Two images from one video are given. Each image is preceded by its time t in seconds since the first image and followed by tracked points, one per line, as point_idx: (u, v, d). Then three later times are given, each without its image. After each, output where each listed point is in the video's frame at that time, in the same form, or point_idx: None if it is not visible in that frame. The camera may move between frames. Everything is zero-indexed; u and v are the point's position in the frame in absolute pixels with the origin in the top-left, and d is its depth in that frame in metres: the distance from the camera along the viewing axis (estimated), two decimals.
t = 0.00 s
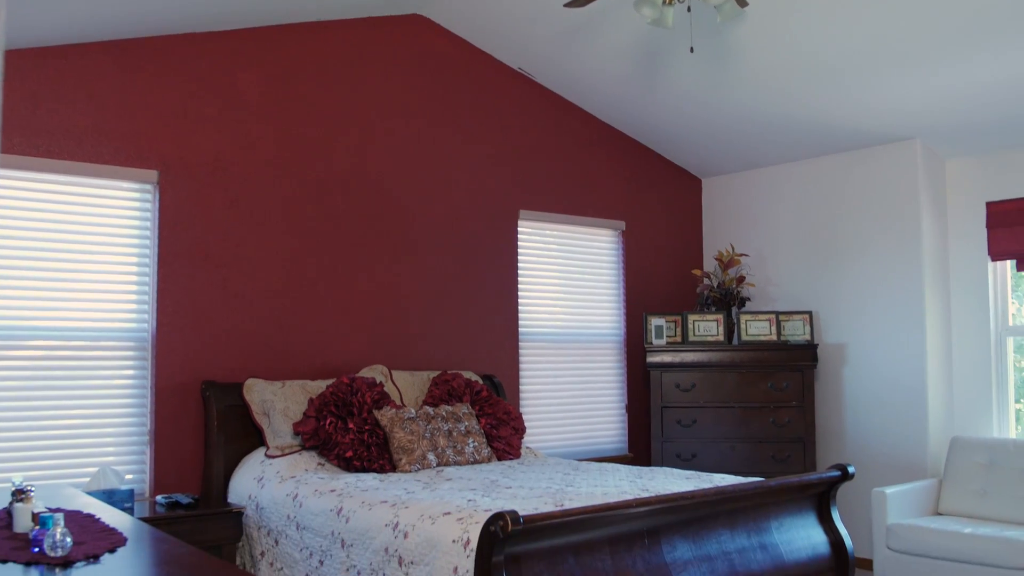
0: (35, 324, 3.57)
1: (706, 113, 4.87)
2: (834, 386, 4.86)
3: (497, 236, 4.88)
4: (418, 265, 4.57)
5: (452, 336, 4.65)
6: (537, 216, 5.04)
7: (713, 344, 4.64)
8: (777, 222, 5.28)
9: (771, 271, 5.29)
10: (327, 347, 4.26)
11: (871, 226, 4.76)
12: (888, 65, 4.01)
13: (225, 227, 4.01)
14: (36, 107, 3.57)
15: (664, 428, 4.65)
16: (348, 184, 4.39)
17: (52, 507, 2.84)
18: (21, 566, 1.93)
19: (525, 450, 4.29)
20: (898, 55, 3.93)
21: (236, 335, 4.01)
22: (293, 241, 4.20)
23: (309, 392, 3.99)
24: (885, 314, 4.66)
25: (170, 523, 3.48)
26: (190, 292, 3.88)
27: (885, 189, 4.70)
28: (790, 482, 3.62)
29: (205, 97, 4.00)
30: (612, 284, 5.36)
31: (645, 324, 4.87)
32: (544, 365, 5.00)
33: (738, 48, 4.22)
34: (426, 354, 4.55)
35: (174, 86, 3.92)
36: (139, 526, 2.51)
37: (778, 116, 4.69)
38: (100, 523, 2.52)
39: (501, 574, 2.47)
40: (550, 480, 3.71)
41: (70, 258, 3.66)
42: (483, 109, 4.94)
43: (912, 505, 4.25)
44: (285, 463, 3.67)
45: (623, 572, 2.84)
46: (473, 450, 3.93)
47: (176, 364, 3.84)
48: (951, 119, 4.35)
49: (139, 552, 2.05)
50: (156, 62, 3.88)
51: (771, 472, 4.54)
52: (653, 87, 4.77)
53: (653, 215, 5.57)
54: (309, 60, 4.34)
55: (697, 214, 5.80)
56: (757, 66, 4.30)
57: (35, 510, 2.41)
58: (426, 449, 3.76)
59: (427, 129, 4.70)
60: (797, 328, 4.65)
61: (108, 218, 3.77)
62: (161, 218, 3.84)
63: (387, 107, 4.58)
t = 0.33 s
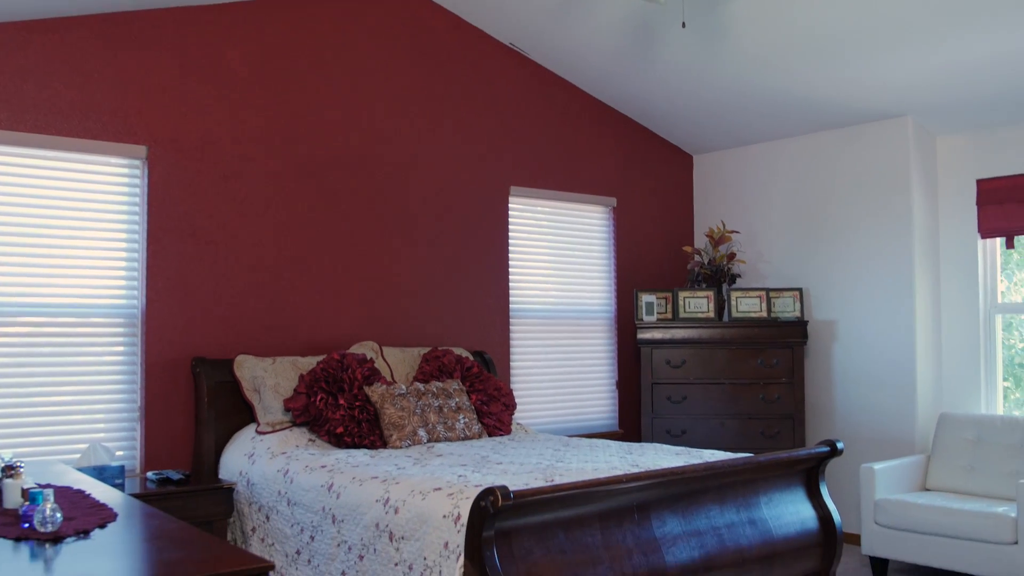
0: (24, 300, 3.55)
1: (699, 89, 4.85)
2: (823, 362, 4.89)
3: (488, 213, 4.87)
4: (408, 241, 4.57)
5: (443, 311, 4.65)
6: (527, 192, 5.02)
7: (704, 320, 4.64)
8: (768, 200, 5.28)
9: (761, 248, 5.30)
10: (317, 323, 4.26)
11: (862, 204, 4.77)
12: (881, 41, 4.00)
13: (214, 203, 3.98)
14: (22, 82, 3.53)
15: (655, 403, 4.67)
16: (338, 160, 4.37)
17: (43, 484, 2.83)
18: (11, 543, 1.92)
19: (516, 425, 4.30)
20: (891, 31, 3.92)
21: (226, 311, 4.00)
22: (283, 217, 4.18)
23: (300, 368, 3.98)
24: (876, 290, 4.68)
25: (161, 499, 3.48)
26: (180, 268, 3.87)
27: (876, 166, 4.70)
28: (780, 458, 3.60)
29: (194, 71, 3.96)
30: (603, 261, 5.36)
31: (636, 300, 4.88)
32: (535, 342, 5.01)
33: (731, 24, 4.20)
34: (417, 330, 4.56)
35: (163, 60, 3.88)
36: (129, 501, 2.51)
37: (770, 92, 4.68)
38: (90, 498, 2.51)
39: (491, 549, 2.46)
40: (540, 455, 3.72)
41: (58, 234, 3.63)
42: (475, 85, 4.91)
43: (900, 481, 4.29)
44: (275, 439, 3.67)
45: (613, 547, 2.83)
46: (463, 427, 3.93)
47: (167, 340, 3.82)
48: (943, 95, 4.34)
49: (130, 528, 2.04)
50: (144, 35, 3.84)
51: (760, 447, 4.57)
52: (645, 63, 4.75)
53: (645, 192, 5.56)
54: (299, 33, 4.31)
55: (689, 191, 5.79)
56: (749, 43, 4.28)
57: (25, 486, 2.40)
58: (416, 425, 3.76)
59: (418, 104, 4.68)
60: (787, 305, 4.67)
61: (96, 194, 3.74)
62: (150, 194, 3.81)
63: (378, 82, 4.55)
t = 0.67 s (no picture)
0: (9, 280, 3.53)
1: (688, 68, 4.84)
2: (810, 342, 4.92)
3: (477, 194, 4.86)
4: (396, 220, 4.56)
5: (431, 291, 4.65)
6: (516, 172, 5.01)
7: (692, 300, 4.65)
8: (757, 180, 5.28)
9: (750, 228, 5.30)
10: (305, 302, 4.25)
11: (851, 184, 4.78)
12: (870, 22, 3.99)
13: (201, 182, 3.96)
14: (5, 60, 3.49)
15: (643, 384, 4.67)
16: (326, 138, 4.35)
17: (30, 463, 2.82)
18: None
19: (504, 404, 4.31)
20: (880, 12, 3.90)
21: (213, 290, 3.98)
22: (270, 195, 4.17)
23: (288, 348, 3.98)
24: (864, 271, 4.70)
25: (150, 479, 3.47)
26: (167, 247, 3.85)
27: (867, 146, 4.71)
28: (766, 437, 3.59)
29: (179, 48, 3.93)
30: (592, 241, 5.36)
31: (624, 280, 4.88)
32: (523, 321, 5.01)
33: (721, 4, 4.18)
34: (405, 309, 4.56)
35: (148, 37, 3.84)
36: (116, 479, 2.50)
37: (760, 71, 4.66)
38: (78, 478, 2.50)
39: (480, 528, 2.46)
40: (529, 434, 3.73)
41: (43, 214, 3.61)
42: (464, 64, 4.88)
43: (887, 460, 4.32)
44: (263, 419, 3.67)
45: (600, 525, 2.83)
46: (452, 406, 3.94)
47: (154, 319, 3.81)
48: (931, 76, 4.34)
49: (117, 505, 2.04)
50: (129, 12, 3.80)
51: (748, 426, 4.60)
52: (634, 42, 4.73)
53: (634, 172, 5.56)
54: (286, 10, 4.27)
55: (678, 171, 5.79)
56: (739, 23, 4.27)
57: (11, 466, 2.39)
58: (405, 405, 3.77)
59: (406, 83, 4.65)
60: (776, 286, 4.68)
61: (82, 173, 3.71)
62: (136, 173, 3.78)
63: (366, 60, 4.52)
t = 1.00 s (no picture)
0: None
1: (675, 48, 4.82)
2: (795, 322, 4.94)
3: (462, 175, 4.85)
4: (381, 200, 4.54)
5: (416, 271, 4.65)
6: (501, 152, 5.00)
7: (676, 280, 4.66)
8: (743, 161, 5.29)
9: (735, 208, 5.31)
10: (289, 281, 4.23)
11: (836, 166, 4.79)
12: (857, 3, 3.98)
13: (184, 162, 3.93)
14: None
15: (628, 364, 4.68)
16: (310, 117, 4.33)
17: (12, 444, 2.80)
18: None
19: (490, 385, 4.32)
20: None
21: (196, 271, 3.96)
22: (254, 174, 4.14)
23: (273, 328, 3.96)
24: (849, 253, 4.72)
25: (134, 460, 3.46)
26: (150, 228, 3.82)
27: (853, 128, 4.72)
28: (750, 416, 3.59)
29: (161, 26, 3.89)
30: (578, 222, 5.36)
31: (609, 261, 4.90)
32: (508, 302, 5.02)
33: None
34: (389, 289, 4.55)
35: (129, 14, 3.80)
36: (98, 460, 2.49)
37: (746, 52, 4.66)
38: (60, 458, 2.48)
39: (464, 507, 2.46)
40: (513, 414, 3.73)
41: (24, 194, 3.57)
42: (450, 43, 4.86)
43: (869, 439, 4.35)
44: (248, 399, 3.66)
45: (584, 504, 2.84)
46: (437, 386, 3.94)
47: (137, 300, 3.79)
48: (917, 58, 4.34)
49: (100, 485, 2.03)
50: None
51: (732, 406, 4.62)
52: (620, 23, 4.71)
53: (619, 153, 5.55)
54: None
55: (664, 152, 5.78)
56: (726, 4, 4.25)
57: None
58: (390, 384, 3.76)
59: (391, 63, 4.63)
60: (760, 267, 4.70)
61: (63, 153, 3.68)
62: (118, 153, 3.75)
63: (350, 38, 4.49)
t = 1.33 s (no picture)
0: None
1: (663, 29, 4.81)
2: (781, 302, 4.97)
3: (449, 156, 4.84)
4: (366, 180, 4.52)
5: (401, 250, 4.64)
6: (488, 132, 4.99)
7: (663, 260, 4.67)
8: (730, 142, 5.29)
9: (721, 189, 5.32)
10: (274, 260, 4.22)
11: (823, 147, 4.80)
12: None
13: (169, 141, 3.90)
14: None
15: (614, 343, 4.69)
16: (296, 95, 4.30)
17: None
18: None
19: (476, 364, 4.33)
20: None
21: (181, 251, 3.94)
22: (240, 153, 4.12)
23: (259, 309, 3.94)
24: (835, 233, 4.74)
25: (120, 441, 3.45)
26: (135, 207, 3.80)
27: (840, 109, 4.72)
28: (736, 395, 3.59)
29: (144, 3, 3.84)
30: (564, 202, 5.36)
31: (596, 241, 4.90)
32: (494, 281, 5.02)
33: None
34: (375, 268, 4.54)
35: None
36: (83, 440, 2.48)
37: (734, 32, 4.65)
38: (44, 439, 2.46)
39: (451, 486, 2.45)
40: (500, 393, 3.74)
41: (6, 173, 3.54)
42: (437, 21, 4.83)
43: (854, 419, 4.38)
44: (234, 379, 3.65)
45: (571, 483, 2.84)
46: (423, 365, 3.94)
47: (122, 280, 3.77)
48: (904, 38, 4.34)
49: (87, 466, 2.02)
50: None
51: (717, 385, 4.64)
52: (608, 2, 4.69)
53: (607, 133, 5.54)
54: None
55: (651, 132, 5.78)
56: None
57: None
58: (376, 364, 3.76)
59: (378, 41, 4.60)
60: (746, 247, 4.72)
61: (46, 132, 3.64)
62: (102, 132, 3.72)
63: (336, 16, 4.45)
